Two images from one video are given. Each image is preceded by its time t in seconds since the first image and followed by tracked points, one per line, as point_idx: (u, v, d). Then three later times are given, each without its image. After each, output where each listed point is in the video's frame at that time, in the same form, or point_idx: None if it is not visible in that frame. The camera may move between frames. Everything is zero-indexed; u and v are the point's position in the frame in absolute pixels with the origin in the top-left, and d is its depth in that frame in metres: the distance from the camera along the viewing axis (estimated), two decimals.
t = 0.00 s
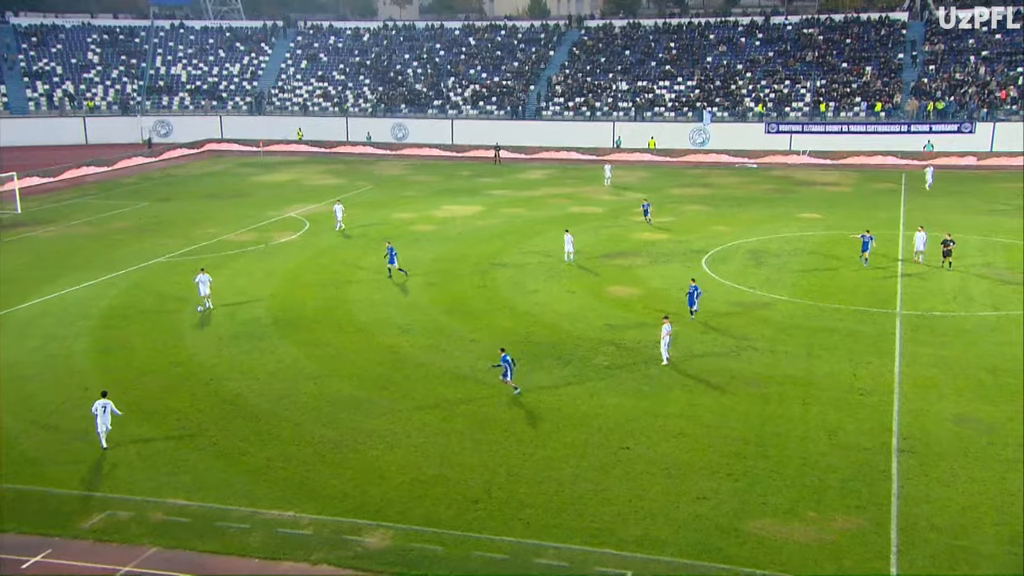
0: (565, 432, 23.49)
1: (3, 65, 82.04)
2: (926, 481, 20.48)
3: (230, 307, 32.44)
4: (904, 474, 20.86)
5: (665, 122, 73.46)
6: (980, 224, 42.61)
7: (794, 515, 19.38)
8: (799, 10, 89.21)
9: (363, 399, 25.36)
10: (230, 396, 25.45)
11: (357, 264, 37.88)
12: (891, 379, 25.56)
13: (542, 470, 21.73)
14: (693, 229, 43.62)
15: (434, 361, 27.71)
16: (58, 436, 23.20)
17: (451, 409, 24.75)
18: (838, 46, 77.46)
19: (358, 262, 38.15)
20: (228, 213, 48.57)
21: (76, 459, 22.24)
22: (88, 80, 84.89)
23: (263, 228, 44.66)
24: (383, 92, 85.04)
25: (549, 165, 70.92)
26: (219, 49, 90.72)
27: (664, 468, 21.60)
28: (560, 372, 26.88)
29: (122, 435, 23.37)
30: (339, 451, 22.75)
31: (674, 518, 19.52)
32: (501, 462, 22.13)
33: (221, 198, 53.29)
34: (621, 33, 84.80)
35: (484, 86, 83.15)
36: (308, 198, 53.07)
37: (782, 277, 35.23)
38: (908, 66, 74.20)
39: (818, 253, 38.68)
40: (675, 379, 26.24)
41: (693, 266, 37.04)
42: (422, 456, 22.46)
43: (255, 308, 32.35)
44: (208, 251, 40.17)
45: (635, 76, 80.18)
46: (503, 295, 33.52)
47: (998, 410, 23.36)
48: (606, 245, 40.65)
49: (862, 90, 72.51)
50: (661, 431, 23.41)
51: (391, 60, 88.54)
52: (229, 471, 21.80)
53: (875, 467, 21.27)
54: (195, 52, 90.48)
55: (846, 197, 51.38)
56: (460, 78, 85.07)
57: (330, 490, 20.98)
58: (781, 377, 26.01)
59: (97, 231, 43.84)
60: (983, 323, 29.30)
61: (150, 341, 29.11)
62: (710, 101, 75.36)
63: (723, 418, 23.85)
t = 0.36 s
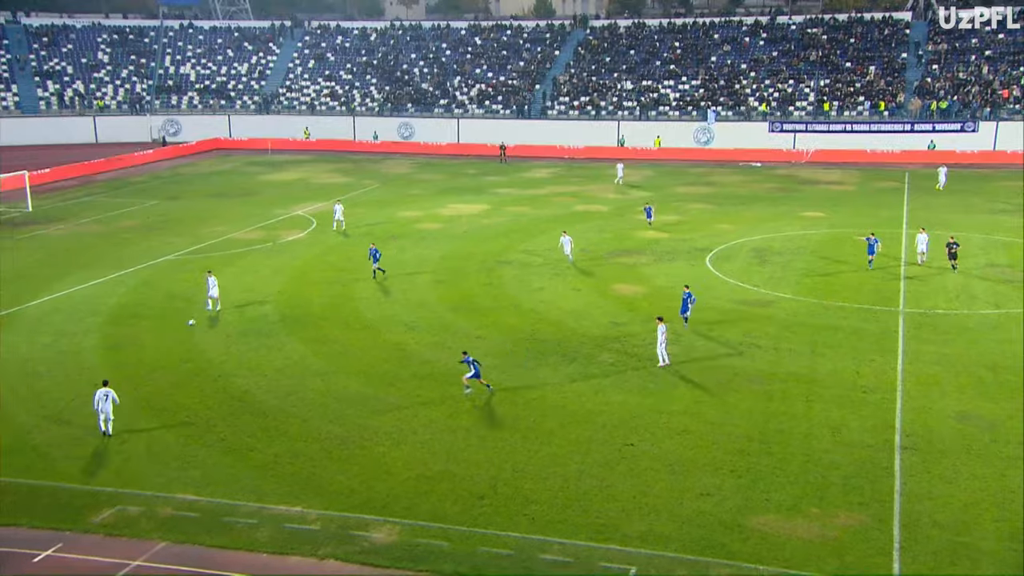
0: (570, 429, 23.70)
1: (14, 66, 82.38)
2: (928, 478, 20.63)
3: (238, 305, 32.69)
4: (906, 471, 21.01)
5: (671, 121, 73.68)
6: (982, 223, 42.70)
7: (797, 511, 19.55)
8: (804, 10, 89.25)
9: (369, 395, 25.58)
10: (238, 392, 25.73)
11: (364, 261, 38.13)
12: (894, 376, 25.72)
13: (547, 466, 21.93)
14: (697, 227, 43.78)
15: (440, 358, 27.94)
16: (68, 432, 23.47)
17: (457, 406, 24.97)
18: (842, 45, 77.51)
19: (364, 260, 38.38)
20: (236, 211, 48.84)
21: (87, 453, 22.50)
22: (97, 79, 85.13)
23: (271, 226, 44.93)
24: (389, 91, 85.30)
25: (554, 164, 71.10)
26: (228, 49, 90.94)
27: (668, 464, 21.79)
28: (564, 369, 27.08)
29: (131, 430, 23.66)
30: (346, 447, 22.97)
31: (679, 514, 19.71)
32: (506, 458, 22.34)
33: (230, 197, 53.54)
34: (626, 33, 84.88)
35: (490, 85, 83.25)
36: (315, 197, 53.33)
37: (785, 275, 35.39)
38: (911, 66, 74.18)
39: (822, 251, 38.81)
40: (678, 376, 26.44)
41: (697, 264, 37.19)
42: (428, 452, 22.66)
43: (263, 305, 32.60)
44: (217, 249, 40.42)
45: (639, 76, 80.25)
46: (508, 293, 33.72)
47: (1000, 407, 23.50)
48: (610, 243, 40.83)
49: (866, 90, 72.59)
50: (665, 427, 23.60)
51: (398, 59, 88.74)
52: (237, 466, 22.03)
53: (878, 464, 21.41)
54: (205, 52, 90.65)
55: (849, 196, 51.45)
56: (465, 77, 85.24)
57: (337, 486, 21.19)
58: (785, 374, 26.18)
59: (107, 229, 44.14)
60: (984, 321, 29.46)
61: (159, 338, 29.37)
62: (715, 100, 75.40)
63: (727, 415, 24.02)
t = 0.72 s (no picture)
0: (578, 428, 23.79)
1: (27, 67, 82.68)
2: (936, 478, 20.65)
3: (248, 303, 32.86)
4: (915, 471, 21.05)
5: (679, 121, 73.76)
6: (991, 223, 42.62)
7: (804, 510, 19.61)
8: (812, 10, 89.11)
9: (378, 394, 25.73)
10: (248, 390, 25.89)
11: (373, 261, 38.28)
12: (902, 376, 25.75)
13: (555, 465, 22.04)
14: (706, 227, 43.79)
15: (449, 357, 28.06)
16: (80, 429, 23.68)
17: (466, 405, 25.08)
18: (850, 45, 77.36)
19: (373, 259, 38.52)
20: (246, 211, 49.08)
21: (98, 451, 22.69)
22: (109, 79, 85.51)
23: (282, 225, 45.12)
24: (398, 91, 85.46)
25: (562, 163, 71.17)
26: (239, 49, 91.25)
27: (676, 463, 21.87)
28: (573, 368, 27.17)
29: (142, 427, 23.86)
30: (356, 445, 23.12)
31: (686, 513, 19.79)
32: (515, 456, 22.45)
33: (240, 196, 53.76)
34: (634, 33, 84.88)
35: (498, 85, 83.36)
36: (325, 196, 53.51)
37: (793, 275, 35.40)
38: (920, 66, 74.00)
39: (830, 250, 38.79)
40: (687, 376, 26.49)
41: (705, 264, 37.21)
42: (437, 451, 22.77)
43: (273, 304, 32.78)
44: (228, 249, 40.62)
45: (648, 76, 80.27)
46: (516, 292, 33.82)
47: (1008, 407, 23.50)
48: (619, 243, 40.87)
49: (874, 89, 72.47)
50: (672, 427, 23.66)
51: (407, 60, 88.91)
52: (248, 464, 22.18)
53: (886, 463, 21.45)
54: (215, 53, 90.97)
55: (858, 196, 51.39)
56: (474, 78, 85.36)
57: (347, 483, 21.34)
58: (793, 373, 26.23)
59: (118, 228, 44.42)
60: (993, 321, 29.44)
61: (170, 336, 29.58)
62: (723, 100, 75.35)
63: (735, 414, 24.09)
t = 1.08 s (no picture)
0: (585, 427, 23.80)
1: (38, 66, 82.99)
2: (945, 478, 20.61)
3: (257, 303, 32.94)
4: (923, 471, 21.01)
5: (688, 121, 73.74)
6: (1001, 223, 42.49)
7: (813, 511, 19.58)
8: (821, 10, 88.90)
9: (386, 393, 25.79)
10: (257, 389, 25.96)
11: (381, 260, 38.38)
12: (910, 377, 25.71)
13: (563, 465, 22.05)
14: (714, 227, 43.73)
15: (457, 356, 28.09)
16: (90, 428, 23.79)
17: (474, 404, 25.11)
18: (859, 45, 77.19)
19: (381, 259, 38.57)
20: (254, 210, 49.22)
21: (107, 449, 22.79)
22: (119, 80, 85.81)
23: (290, 225, 45.25)
24: (407, 91, 85.54)
25: (571, 163, 71.21)
26: (248, 49, 91.48)
27: (684, 464, 21.85)
28: (580, 368, 27.18)
29: (150, 426, 23.95)
30: (364, 444, 23.17)
31: (693, 513, 19.78)
32: (522, 456, 22.47)
33: (249, 196, 53.89)
34: (643, 33, 84.84)
35: (506, 85, 83.41)
36: (333, 196, 53.60)
37: (801, 275, 35.36)
38: (929, 66, 73.86)
39: (838, 250, 38.75)
40: (694, 376, 26.47)
41: (713, 264, 37.18)
42: (445, 451, 22.81)
43: (282, 303, 32.85)
44: (237, 248, 40.74)
45: (656, 76, 80.23)
46: (524, 292, 33.84)
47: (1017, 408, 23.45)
48: (626, 242, 40.86)
49: (883, 90, 72.32)
50: (680, 427, 23.65)
51: (415, 60, 89.01)
52: (256, 463, 22.24)
53: (895, 464, 21.41)
54: (224, 53, 91.20)
55: (866, 195, 51.31)
56: (482, 77, 85.42)
57: (355, 482, 21.39)
58: (801, 373, 26.21)
59: (128, 227, 44.59)
60: (1002, 321, 29.36)
61: (179, 335, 29.67)
62: (731, 100, 75.28)
63: (743, 415, 24.07)
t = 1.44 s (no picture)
0: (597, 428, 23.79)
1: (55, 67, 83.48)
2: (959, 480, 20.52)
3: (270, 302, 33.06)
4: (937, 473, 20.90)
5: (701, 121, 73.63)
6: (1017, 225, 42.23)
7: (825, 512, 19.52)
8: (835, 9, 88.57)
9: (399, 393, 25.85)
10: (270, 388, 26.06)
11: (394, 260, 38.45)
12: (925, 378, 25.59)
13: (575, 465, 22.06)
14: (727, 227, 43.62)
15: (469, 356, 28.12)
16: (105, 426, 23.94)
17: (486, 404, 25.13)
18: (874, 45, 76.86)
19: (394, 259, 38.64)
20: (268, 210, 49.41)
21: (122, 447, 22.90)
22: (134, 80, 86.25)
23: (304, 224, 45.41)
24: (420, 92, 85.66)
25: (584, 164, 71.21)
26: (262, 50, 91.83)
27: (696, 465, 21.82)
28: (592, 368, 27.18)
29: (163, 425, 24.06)
30: (376, 443, 23.24)
31: (705, 514, 19.73)
32: (534, 456, 22.48)
33: (262, 196, 54.07)
34: (656, 33, 84.72)
35: (519, 86, 83.46)
36: (346, 196, 53.74)
37: (814, 275, 35.25)
38: (944, 66, 73.54)
39: (852, 251, 38.62)
40: (706, 376, 26.45)
41: (726, 264, 37.09)
42: (457, 450, 22.85)
43: (295, 303, 32.96)
44: (251, 248, 40.91)
45: (669, 76, 80.11)
46: (536, 292, 33.85)
47: None
48: (639, 243, 40.78)
49: (898, 90, 72.04)
50: (692, 428, 23.61)
51: (428, 60, 89.16)
52: (269, 462, 22.32)
53: (908, 466, 21.31)
54: (239, 53, 91.57)
55: (880, 196, 51.13)
56: (495, 78, 85.48)
57: (367, 482, 21.45)
58: (815, 375, 26.13)
59: (142, 227, 44.81)
60: (1018, 323, 29.21)
61: (193, 334, 29.80)
62: (745, 100, 75.13)
63: (756, 415, 24.02)
